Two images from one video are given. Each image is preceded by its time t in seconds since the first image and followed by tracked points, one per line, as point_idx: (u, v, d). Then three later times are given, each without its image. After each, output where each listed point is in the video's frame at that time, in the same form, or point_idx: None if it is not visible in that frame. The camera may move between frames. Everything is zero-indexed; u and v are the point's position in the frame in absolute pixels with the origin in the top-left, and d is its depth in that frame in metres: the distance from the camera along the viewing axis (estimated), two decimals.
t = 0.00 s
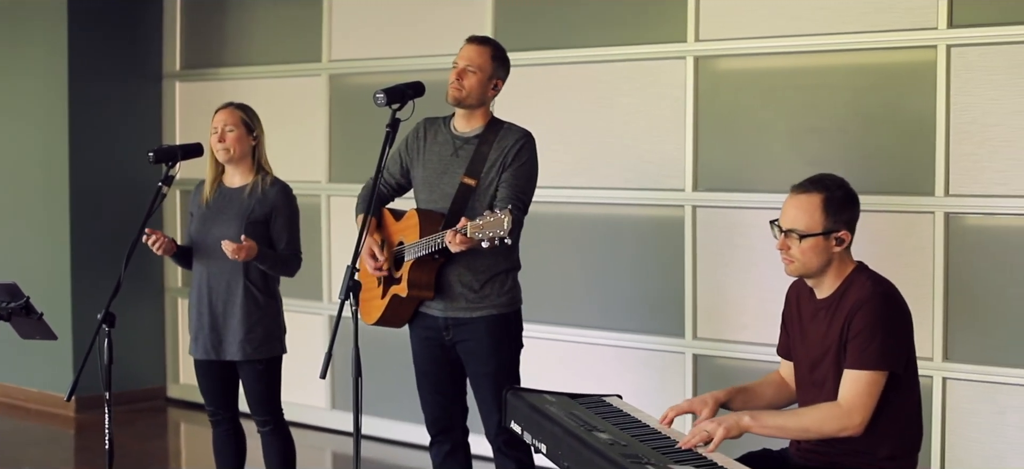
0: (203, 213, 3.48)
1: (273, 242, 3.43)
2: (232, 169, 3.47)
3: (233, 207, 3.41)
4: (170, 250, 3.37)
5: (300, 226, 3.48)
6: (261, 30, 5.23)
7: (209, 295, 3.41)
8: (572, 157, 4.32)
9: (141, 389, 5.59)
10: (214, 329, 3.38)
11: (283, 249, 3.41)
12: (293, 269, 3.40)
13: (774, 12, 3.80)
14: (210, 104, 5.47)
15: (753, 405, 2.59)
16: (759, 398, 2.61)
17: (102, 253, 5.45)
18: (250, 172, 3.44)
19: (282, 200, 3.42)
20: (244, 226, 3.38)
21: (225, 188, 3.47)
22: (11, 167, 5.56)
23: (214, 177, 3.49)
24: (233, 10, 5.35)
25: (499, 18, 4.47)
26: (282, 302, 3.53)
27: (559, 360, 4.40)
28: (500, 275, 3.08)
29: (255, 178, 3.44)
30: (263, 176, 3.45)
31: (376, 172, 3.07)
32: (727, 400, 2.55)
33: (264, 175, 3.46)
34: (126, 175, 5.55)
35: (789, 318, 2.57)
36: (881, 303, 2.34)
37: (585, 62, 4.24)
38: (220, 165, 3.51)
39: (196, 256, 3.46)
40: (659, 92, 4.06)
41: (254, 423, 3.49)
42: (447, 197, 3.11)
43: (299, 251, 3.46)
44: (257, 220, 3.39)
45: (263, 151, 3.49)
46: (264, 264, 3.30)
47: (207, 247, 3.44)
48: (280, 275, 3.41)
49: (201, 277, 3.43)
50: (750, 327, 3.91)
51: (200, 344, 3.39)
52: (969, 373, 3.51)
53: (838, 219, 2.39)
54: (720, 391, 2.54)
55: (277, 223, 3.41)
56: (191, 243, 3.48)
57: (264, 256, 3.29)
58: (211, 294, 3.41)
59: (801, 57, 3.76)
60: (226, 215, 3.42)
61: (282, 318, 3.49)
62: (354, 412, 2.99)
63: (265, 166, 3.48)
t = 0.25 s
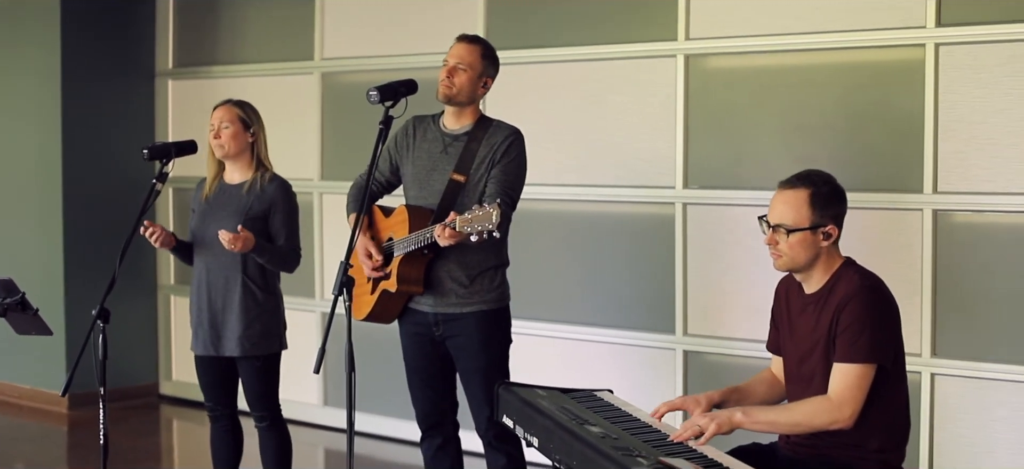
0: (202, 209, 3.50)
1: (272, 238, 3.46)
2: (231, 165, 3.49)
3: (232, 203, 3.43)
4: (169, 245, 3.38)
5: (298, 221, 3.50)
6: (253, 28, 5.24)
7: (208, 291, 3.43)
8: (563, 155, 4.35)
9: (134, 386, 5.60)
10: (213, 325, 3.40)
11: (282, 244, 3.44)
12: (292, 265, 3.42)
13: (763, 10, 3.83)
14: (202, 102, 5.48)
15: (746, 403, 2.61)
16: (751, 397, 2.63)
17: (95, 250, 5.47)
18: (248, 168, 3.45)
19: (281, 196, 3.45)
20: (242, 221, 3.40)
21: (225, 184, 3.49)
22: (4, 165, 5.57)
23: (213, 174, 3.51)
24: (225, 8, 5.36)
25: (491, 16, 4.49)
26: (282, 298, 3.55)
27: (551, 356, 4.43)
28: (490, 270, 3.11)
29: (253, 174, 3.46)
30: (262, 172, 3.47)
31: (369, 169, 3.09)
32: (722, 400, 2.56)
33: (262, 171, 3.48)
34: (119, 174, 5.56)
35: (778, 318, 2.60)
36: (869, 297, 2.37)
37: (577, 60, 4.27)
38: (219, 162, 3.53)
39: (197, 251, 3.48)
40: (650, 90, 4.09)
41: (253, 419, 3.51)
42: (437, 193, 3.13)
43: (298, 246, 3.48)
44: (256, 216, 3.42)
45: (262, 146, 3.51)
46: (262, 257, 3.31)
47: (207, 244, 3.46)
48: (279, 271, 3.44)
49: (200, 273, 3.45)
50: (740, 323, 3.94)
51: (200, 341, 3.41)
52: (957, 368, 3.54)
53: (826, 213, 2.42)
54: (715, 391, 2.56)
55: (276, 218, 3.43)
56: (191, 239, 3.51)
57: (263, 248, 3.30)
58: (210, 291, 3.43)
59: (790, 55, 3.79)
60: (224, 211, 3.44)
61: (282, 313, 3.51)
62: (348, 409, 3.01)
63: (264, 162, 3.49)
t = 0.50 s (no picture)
0: (209, 205, 3.54)
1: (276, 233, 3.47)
2: (237, 162, 3.52)
3: (236, 199, 3.46)
4: (175, 236, 3.44)
5: (303, 217, 3.51)
6: (249, 26, 5.26)
7: (213, 288, 3.46)
8: (557, 151, 4.37)
9: (131, 383, 5.62)
10: (218, 321, 3.43)
11: (285, 238, 3.44)
12: (295, 260, 3.41)
13: (756, 8, 3.86)
14: (198, 99, 5.49)
15: (750, 406, 2.63)
16: (754, 398, 2.65)
17: (91, 247, 5.48)
18: (254, 165, 3.48)
19: (284, 192, 3.46)
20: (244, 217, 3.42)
21: (232, 181, 3.52)
22: None
23: (222, 172, 3.55)
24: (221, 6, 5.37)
25: (486, 14, 4.52)
26: (288, 294, 3.57)
27: (546, 352, 4.46)
28: (484, 264, 3.14)
29: (258, 170, 3.49)
30: (267, 167, 3.50)
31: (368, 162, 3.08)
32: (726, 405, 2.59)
33: (268, 167, 3.50)
34: (115, 171, 5.57)
35: (774, 315, 2.62)
36: (865, 292, 2.39)
37: (572, 57, 4.29)
38: (227, 159, 3.56)
39: (203, 245, 3.52)
40: (644, 87, 4.12)
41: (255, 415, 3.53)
42: (431, 189, 3.15)
43: (302, 241, 3.48)
44: (258, 211, 3.43)
45: (267, 143, 3.53)
46: (265, 249, 3.32)
47: (212, 241, 3.49)
48: (281, 266, 3.44)
49: (206, 270, 3.48)
50: (733, 318, 3.97)
51: (205, 337, 3.44)
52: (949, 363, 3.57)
53: (821, 208, 2.44)
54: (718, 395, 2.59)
55: (278, 214, 3.44)
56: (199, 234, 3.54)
57: (266, 239, 3.31)
58: (215, 288, 3.45)
59: (783, 52, 3.82)
60: (230, 207, 3.48)
61: (287, 310, 3.53)
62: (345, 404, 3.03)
63: (270, 158, 3.52)
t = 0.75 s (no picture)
0: (215, 202, 3.55)
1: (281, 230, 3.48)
2: (243, 160, 3.54)
3: (241, 196, 3.48)
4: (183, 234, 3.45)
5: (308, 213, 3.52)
6: (249, 24, 5.28)
7: (219, 285, 3.49)
8: (556, 149, 4.39)
9: (131, 380, 5.63)
10: (223, 318, 3.45)
11: (289, 234, 3.45)
12: (299, 257, 3.42)
13: (754, 6, 3.88)
14: (198, 97, 5.51)
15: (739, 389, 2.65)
16: (744, 383, 2.67)
17: (91, 244, 5.49)
18: (259, 162, 3.50)
19: (288, 189, 3.48)
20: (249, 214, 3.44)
21: (238, 178, 3.54)
22: None
23: (229, 169, 3.57)
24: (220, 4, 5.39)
25: (485, 12, 4.53)
26: (294, 292, 3.59)
27: (545, 349, 4.48)
28: (484, 260, 3.16)
29: (264, 167, 3.50)
30: (273, 164, 3.52)
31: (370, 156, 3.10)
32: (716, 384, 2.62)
33: (274, 164, 3.52)
34: (114, 168, 5.58)
35: (777, 307, 2.65)
36: (866, 288, 2.41)
37: (571, 55, 4.31)
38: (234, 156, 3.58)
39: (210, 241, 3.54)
40: (643, 85, 4.14)
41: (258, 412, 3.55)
42: (430, 185, 3.16)
43: (307, 239, 3.48)
44: (262, 208, 3.45)
45: (273, 140, 3.55)
46: (267, 244, 3.33)
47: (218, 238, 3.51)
48: (286, 263, 3.45)
49: (212, 267, 3.51)
50: (731, 314, 3.99)
51: (211, 333, 3.46)
52: (945, 360, 3.60)
53: (827, 203, 2.47)
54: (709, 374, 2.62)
55: (282, 211, 3.45)
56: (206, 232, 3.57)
57: (267, 235, 3.33)
58: (221, 284, 3.48)
59: (781, 50, 3.84)
60: (235, 204, 3.49)
61: (292, 307, 3.55)
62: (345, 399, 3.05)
63: (276, 154, 3.54)
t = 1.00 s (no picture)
0: (219, 199, 3.56)
1: (284, 229, 3.51)
2: (248, 157, 3.56)
3: (245, 193, 3.50)
4: (191, 239, 3.45)
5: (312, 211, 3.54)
6: (250, 22, 5.29)
7: (224, 282, 3.51)
8: (557, 146, 4.41)
9: (132, 377, 5.66)
10: (227, 314, 3.47)
11: (293, 234, 3.48)
12: (305, 255, 3.46)
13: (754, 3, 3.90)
14: (198, 95, 5.53)
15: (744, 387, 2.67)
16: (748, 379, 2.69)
17: (92, 242, 5.52)
18: (263, 159, 3.52)
19: (292, 187, 3.50)
20: (254, 213, 3.47)
21: (242, 175, 3.55)
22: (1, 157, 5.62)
23: (234, 165, 3.59)
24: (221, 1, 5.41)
25: (485, 10, 4.55)
26: (298, 290, 3.60)
27: (546, 345, 4.50)
28: (489, 256, 3.19)
29: (268, 164, 3.52)
30: (277, 161, 3.53)
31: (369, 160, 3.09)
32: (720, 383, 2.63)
33: (278, 161, 3.54)
34: (116, 166, 5.60)
35: (780, 298, 2.67)
36: (871, 282, 2.44)
37: (571, 52, 4.33)
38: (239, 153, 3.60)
39: (214, 242, 3.55)
40: (643, 82, 4.16)
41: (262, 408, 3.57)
42: (435, 181, 3.19)
43: (311, 237, 3.51)
44: (267, 206, 3.48)
45: (277, 137, 3.56)
46: (267, 248, 3.36)
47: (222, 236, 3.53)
48: (291, 262, 3.49)
49: (217, 264, 3.53)
50: (731, 311, 4.01)
51: (215, 329, 3.48)
52: (944, 355, 3.62)
53: (840, 196, 2.49)
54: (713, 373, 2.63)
55: (287, 208, 3.48)
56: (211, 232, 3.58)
57: (267, 240, 3.35)
58: (226, 282, 3.50)
59: (781, 48, 3.86)
60: (238, 202, 3.50)
61: (296, 305, 3.57)
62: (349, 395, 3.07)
63: (280, 151, 3.56)
